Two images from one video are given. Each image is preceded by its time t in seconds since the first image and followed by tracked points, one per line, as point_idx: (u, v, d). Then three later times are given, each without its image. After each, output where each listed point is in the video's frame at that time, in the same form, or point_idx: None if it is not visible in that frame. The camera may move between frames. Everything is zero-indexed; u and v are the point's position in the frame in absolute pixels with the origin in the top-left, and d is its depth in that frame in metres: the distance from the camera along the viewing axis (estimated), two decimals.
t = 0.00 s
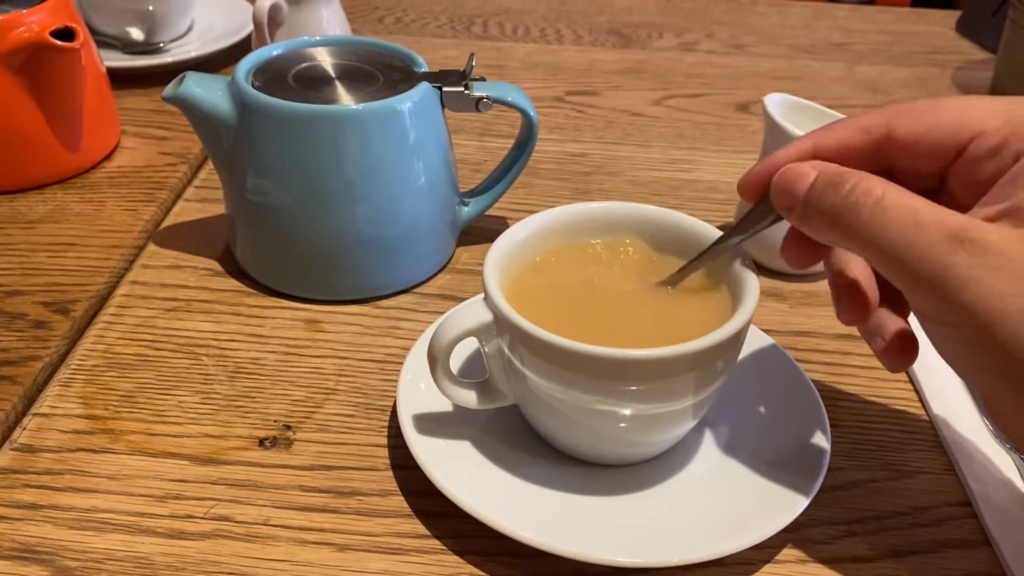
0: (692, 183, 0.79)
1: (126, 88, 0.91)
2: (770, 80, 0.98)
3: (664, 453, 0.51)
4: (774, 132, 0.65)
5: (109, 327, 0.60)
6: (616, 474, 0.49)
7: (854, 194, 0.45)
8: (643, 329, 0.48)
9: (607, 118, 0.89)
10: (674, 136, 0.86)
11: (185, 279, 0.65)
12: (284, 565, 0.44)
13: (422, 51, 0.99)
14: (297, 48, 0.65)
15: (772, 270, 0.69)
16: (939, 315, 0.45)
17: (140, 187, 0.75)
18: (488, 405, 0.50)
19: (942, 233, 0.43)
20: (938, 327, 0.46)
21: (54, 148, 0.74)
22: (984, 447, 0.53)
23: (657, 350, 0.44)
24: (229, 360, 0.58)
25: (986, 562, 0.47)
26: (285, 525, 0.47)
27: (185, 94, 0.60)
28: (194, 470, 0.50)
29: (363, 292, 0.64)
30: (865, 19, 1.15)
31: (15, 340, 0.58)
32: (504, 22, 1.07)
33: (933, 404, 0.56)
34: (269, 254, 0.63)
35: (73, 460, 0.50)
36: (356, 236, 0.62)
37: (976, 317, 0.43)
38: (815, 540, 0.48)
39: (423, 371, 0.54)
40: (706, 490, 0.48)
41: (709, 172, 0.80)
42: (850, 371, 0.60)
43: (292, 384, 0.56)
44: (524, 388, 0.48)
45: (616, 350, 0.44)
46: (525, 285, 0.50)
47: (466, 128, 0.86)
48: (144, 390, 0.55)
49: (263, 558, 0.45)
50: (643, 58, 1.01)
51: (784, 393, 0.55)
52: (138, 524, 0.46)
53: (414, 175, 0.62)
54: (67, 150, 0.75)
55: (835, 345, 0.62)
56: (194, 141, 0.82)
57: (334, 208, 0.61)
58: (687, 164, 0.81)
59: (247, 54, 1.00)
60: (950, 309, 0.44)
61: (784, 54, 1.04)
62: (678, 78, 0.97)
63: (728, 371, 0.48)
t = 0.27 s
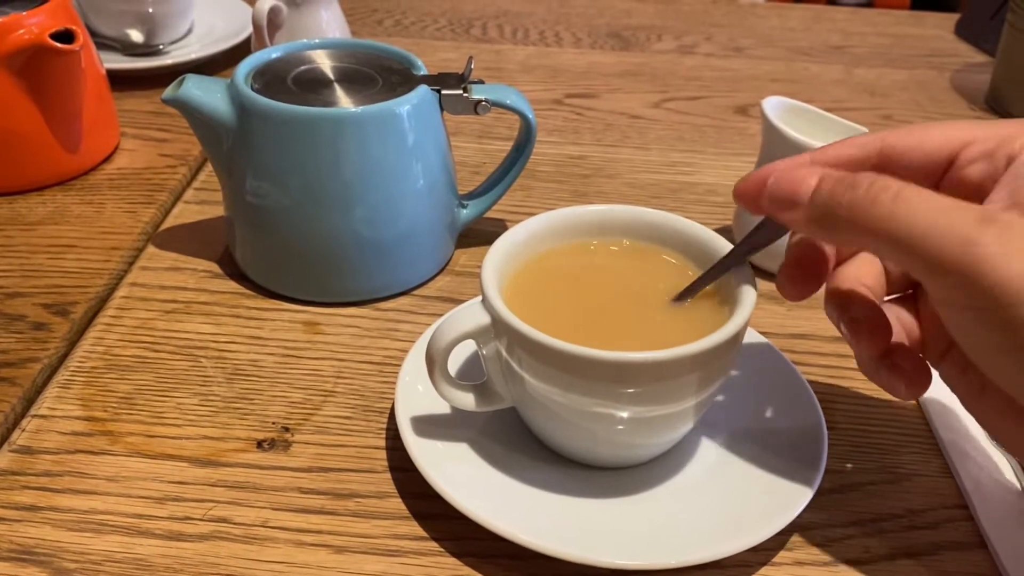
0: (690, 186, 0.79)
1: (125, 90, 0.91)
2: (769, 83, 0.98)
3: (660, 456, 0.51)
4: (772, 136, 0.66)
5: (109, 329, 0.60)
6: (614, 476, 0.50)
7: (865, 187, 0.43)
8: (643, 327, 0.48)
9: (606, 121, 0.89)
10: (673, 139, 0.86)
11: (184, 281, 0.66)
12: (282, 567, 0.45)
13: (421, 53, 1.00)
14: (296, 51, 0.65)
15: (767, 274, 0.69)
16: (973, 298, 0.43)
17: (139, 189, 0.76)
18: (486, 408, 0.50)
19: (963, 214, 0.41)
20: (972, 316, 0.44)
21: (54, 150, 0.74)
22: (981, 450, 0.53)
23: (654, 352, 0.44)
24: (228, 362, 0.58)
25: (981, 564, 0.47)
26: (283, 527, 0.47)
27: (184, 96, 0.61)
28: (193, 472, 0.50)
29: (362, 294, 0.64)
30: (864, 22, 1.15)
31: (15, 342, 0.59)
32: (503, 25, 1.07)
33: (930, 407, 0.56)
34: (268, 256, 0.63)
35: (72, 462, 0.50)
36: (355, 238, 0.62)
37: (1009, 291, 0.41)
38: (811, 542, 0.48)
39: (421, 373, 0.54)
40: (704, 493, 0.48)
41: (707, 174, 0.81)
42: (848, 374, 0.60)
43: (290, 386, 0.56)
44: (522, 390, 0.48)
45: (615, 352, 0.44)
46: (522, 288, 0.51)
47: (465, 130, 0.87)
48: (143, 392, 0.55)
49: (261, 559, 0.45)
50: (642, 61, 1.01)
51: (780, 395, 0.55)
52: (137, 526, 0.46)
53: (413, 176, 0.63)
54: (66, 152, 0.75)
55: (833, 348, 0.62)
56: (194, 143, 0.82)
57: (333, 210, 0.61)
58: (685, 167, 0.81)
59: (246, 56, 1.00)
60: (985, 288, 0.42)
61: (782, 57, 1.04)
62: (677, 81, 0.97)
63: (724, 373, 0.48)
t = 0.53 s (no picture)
0: (692, 188, 0.79)
1: (127, 90, 0.91)
2: (771, 85, 0.98)
3: (662, 458, 0.51)
4: (774, 138, 0.65)
5: (109, 330, 0.60)
6: (615, 479, 0.49)
7: (863, 302, 0.45)
8: (645, 329, 0.49)
9: (607, 122, 0.89)
10: (675, 140, 0.86)
11: (185, 282, 0.65)
12: (283, 569, 0.44)
13: (423, 54, 0.99)
14: (298, 52, 0.65)
15: (772, 275, 0.69)
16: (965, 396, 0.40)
17: (140, 189, 0.75)
18: (487, 409, 0.50)
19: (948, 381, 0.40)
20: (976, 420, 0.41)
21: (55, 150, 0.74)
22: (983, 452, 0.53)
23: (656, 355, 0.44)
24: (229, 363, 0.58)
25: (984, 568, 0.47)
26: (284, 529, 0.47)
27: (186, 97, 0.60)
28: (193, 473, 0.50)
29: (363, 295, 0.64)
30: (865, 24, 1.15)
31: (15, 342, 0.59)
32: (505, 26, 1.07)
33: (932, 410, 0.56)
34: (269, 256, 0.63)
35: (72, 463, 0.50)
36: (357, 239, 0.62)
37: (968, 362, 0.39)
38: (812, 546, 0.48)
39: (422, 375, 0.54)
40: (706, 496, 0.48)
41: (709, 176, 0.81)
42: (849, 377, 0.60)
43: (291, 388, 0.56)
44: (524, 393, 0.48)
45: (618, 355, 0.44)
46: (522, 291, 0.50)
47: (467, 132, 0.86)
48: (144, 393, 0.55)
49: (261, 561, 0.45)
50: (644, 62, 1.01)
51: (781, 397, 0.55)
52: (137, 527, 0.46)
53: (415, 177, 0.62)
54: (67, 152, 0.75)
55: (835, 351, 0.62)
56: (195, 144, 0.82)
57: (334, 211, 0.61)
58: (687, 169, 0.81)
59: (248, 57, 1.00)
60: (960, 376, 0.40)
61: (784, 59, 1.04)
62: (678, 82, 0.97)
63: (727, 375, 0.48)
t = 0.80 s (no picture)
0: (697, 193, 0.79)
1: (133, 93, 0.91)
2: (775, 91, 0.98)
3: (669, 464, 0.51)
4: (779, 144, 0.66)
5: (118, 333, 0.60)
6: (622, 484, 0.50)
7: (818, 370, 0.51)
8: (653, 334, 0.49)
9: (612, 127, 0.89)
10: (679, 146, 0.86)
11: (193, 286, 0.66)
12: (292, 573, 0.45)
13: (428, 59, 1.00)
14: (305, 57, 0.65)
15: (778, 282, 0.69)
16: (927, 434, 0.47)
17: (147, 193, 0.76)
18: (495, 415, 0.50)
19: (899, 422, 0.47)
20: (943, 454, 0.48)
21: (62, 154, 0.74)
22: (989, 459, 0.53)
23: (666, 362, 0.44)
24: (237, 367, 0.58)
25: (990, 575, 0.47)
26: (292, 533, 0.47)
27: (194, 102, 0.61)
28: (202, 477, 0.50)
29: (369, 299, 0.64)
30: (869, 30, 1.15)
31: (23, 345, 0.59)
32: (510, 31, 1.08)
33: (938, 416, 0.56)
34: (276, 260, 0.63)
35: (81, 467, 0.50)
36: (363, 243, 0.62)
37: (915, 403, 0.46)
38: (819, 552, 0.48)
39: (429, 381, 0.55)
40: (712, 502, 0.48)
41: (714, 182, 0.81)
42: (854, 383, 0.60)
43: (299, 392, 0.56)
44: (531, 398, 0.48)
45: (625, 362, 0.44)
46: (528, 297, 0.50)
47: (472, 136, 0.87)
48: (152, 397, 0.55)
49: (270, 565, 0.45)
50: (649, 67, 1.01)
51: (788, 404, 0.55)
52: (146, 531, 0.46)
53: (422, 183, 0.63)
54: (74, 155, 0.75)
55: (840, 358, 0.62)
56: (201, 148, 0.83)
57: (342, 216, 0.61)
58: (692, 174, 0.82)
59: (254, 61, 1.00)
60: (914, 418, 0.46)
61: (788, 64, 1.04)
62: (683, 88, 0.97)
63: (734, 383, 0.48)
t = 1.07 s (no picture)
0: (702, 197, 0.79)
1: (137, 94, 0.91)
2: (780, 94, 0.98)
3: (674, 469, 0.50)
4: (786, 148, 0.65)
5: (120, 335, 0.60)
6: (627, 490, 0.49)
7: (830, 378, 0.50)
8: (658, 337, 0.48)
9: (617, 130, 0.89)
10: (684, 149, 0.86)
11: (196, 288, 0.65)
12: None
13: (433, 60, 0.99)
14: (310, 58, 0.65)
15: (785, 287, 0.69)
16: (936, 434, 0.46)
17: (151, 194, 0.75)
18: (499, 421, 0.50)
19: (907, 420, 0.46)
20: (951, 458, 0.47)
21: (65, 154, 0.74)
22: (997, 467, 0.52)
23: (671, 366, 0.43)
24: (239, 370, 0.58)
25: None
26: (294, 538, 0.46)
27: (198, 103, 0.60)
28: (203, 480, 0.49)
29: (372, 301, 0.64)
30: (875, 33, 1.15)
31: (25, 347, 0.59)
32: (514, 33, 1.07)
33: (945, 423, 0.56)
34: (279, 262, 0.63)
35: (82, 469, 0.50)
36: (367, 245, 0.62)
37: (920, 400, 0.45)
38: (825, 560, 0.47)
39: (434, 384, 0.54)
40: (717, 508, 0.47)
41: (719, 185, 0.80)
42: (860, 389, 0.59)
43: (301, 395, 0.56)
44: (535, 403, 0.48)
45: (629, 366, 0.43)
46: (534, 300, 0.50)
47: (477, 139, 0.86)
48: (154, 399, 0.55)
49: (271, 570, 0.45)
50: (654, 70, 1.01)
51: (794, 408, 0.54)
52: (146, 535, 0.46)
53: (426, 184, 0.62)
54: (78, 156, 0.75)
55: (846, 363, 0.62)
56: (205, 149, 0.82)
57: (344, 218, 0.61)
58: (697, 177, 0.81)
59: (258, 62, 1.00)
60: (922, 417, 0.45)
61: (794, 68, 1.04)
62: (688, 90, 0.97)
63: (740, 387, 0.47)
